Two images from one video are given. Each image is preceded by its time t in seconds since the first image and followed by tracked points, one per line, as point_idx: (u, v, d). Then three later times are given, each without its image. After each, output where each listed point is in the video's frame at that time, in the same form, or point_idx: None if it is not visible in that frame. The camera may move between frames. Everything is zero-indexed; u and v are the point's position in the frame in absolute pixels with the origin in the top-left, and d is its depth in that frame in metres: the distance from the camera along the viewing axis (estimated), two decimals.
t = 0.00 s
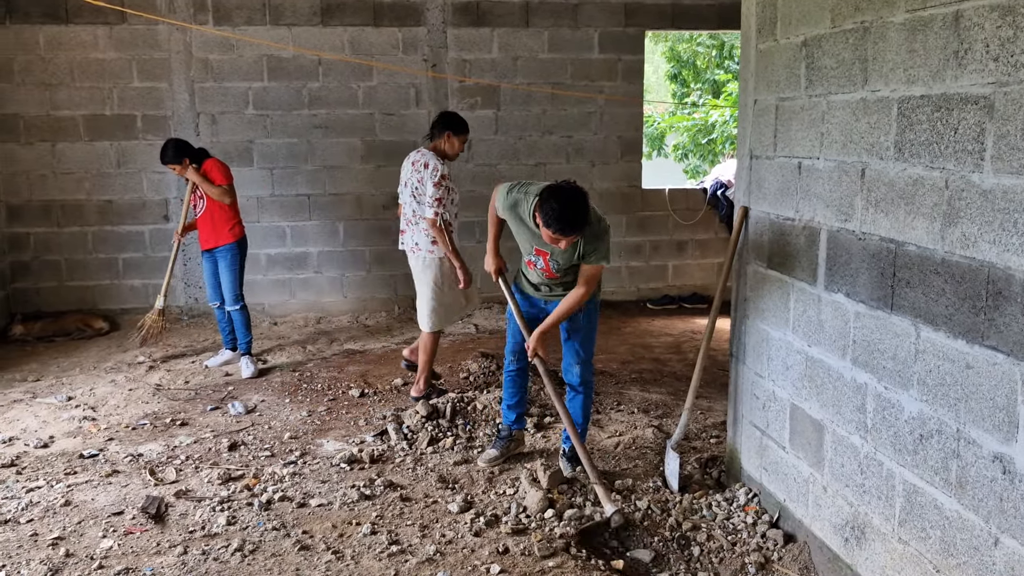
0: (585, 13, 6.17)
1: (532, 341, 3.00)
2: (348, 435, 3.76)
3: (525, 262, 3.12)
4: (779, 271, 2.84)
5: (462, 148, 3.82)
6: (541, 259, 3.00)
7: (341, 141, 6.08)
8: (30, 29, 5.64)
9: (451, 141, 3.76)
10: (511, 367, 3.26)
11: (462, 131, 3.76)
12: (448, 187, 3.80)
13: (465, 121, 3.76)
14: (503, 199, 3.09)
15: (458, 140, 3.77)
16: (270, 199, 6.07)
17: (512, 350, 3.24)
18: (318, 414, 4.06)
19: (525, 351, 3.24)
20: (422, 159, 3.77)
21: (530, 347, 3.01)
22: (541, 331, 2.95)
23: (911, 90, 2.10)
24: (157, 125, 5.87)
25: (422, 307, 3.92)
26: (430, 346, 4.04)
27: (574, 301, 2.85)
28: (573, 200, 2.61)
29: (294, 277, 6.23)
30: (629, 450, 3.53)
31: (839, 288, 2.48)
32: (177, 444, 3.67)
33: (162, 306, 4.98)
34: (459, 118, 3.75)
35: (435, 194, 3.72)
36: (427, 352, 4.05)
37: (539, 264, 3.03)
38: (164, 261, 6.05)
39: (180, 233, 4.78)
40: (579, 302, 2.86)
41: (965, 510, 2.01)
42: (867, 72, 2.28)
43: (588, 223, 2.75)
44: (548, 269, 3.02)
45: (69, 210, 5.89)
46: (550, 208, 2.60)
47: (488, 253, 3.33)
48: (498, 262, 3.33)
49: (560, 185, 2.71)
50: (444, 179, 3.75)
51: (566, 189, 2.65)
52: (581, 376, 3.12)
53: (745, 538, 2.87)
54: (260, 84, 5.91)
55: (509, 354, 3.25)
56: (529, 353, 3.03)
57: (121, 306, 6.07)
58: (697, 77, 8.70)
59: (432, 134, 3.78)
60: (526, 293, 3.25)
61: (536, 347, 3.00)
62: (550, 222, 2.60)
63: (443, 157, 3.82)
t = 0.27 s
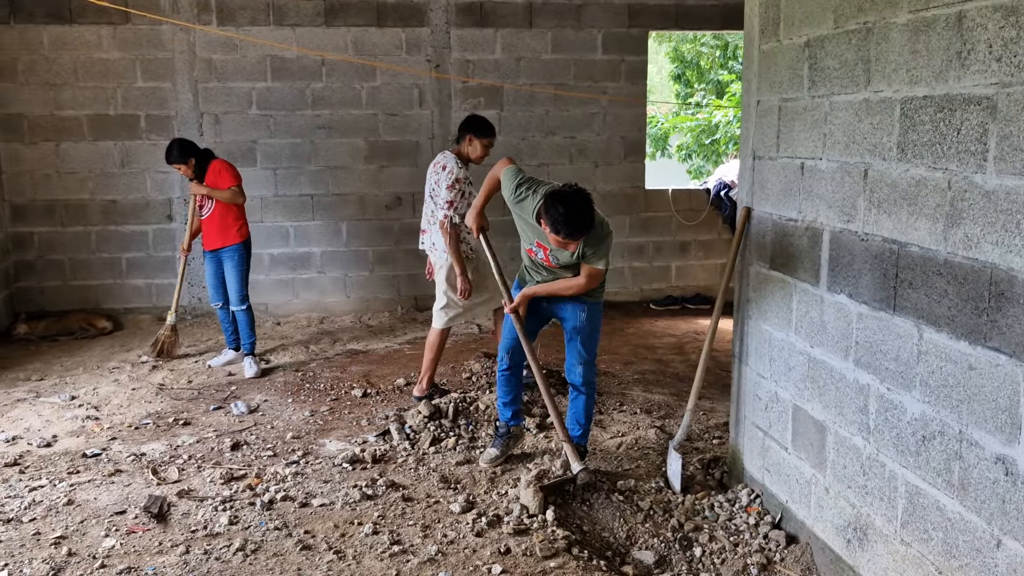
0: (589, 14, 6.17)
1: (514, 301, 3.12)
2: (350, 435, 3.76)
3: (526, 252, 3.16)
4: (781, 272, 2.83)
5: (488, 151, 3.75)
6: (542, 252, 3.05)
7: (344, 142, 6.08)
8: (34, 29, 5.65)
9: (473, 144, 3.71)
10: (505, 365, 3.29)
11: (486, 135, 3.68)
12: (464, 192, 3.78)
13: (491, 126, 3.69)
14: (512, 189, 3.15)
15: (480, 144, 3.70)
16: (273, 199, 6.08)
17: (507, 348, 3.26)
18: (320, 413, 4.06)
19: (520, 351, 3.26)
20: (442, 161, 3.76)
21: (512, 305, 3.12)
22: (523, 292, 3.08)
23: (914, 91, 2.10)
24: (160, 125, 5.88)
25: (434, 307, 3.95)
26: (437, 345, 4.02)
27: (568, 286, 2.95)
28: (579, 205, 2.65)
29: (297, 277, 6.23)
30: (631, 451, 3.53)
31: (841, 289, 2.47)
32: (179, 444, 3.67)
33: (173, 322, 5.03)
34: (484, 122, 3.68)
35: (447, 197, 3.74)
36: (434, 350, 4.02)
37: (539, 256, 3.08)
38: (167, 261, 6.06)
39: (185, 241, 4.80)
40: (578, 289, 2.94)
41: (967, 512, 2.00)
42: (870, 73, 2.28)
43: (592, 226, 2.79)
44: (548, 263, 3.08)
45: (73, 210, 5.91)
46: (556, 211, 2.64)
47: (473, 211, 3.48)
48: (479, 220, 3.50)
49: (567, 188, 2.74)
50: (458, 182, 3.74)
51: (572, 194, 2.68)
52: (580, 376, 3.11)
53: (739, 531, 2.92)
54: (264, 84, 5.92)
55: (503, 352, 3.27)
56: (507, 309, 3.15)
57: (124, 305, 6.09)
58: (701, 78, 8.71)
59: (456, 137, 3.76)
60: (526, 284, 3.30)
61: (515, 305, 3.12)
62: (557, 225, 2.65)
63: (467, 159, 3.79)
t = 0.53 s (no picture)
0: (593, 14, 6.17)
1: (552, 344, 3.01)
2: (353, 435, 3.77)
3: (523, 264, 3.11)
4: (784, 273, 2.83)
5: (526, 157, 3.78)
6: (540, 261, 2.99)
7: (348, 142, 6.09)
8: (39, 30, 5.67)
9: (512, 147, 3.74)
10: (498, 368, 3.28)
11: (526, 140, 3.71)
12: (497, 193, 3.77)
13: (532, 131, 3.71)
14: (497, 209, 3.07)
15: (520, 147, 3.73)
16: (277, 200, 6.09)
17: (502, 350, 3.26)
18: (323, 414, 4.07)
19: (514, 352, 3.26)
20: (481, 162, 3.77)
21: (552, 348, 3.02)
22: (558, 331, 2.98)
23: (918, 91, 2.09)
24: (165, 125, 5.89)
25: (459, 309, 3.90)
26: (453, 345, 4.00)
27: (586, 299, 2.91)
28: (571, 205, 2.63)
29: (300, 277, 6.24)
30: (634, 452, 3.53)
31: (845, 290, 2.47)
32: (182, 444, 3.68)
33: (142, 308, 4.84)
34: (526, 127, 3.71)
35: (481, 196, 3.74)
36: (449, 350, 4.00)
37: (539, 266, 3.02)
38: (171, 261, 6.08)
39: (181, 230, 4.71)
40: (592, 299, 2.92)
41: (971, 514, 2.00)
42: (873, 73, 2.27)
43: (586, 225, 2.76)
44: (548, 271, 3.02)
45: (77, 209, 5.92)
46: (548, 214, 2.61)
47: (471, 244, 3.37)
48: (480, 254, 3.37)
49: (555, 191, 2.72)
50: (493, 182, 3.73)
51: (562, 196, 2.66)
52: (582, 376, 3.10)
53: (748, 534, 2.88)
54: (268, 84, 5.93)
55: (499, 353, 3.26)
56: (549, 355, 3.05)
57: (128, 305, 6.10)
58: (705, 78, 8.69)
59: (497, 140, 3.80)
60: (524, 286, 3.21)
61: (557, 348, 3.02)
62: (550, 228, 2.62)
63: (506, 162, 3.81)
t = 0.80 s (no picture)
0: (596, 15, 6.17)
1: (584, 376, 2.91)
2: (356, 435, 3.77)
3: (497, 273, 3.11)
4: (788, 274, 2.83)
5: (559, 152, 3.78)
6: (518, 263, 3.02)
7: (351, 142, 6.10)
8: (44, 31, 5.69)
9: (544, 143, 3.76)
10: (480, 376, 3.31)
11: (558, 134, 3.71)
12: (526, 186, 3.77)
13: (564, 126, 3.72)
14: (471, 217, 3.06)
15: (551, 143, 3.73)
16: (281, 200, 6.10)
17: (480, 355, 3.27)
18: (327, 414, 4.08)
19: (494, 357, 3.28)
20: (511, 156, 3.81)
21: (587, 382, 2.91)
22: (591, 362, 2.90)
23: (921, 92, 2.09)
24: (169, 125, 5.91)
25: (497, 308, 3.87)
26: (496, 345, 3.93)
27: (585, 308, 2.91)
28: (545, 196, 2.64)
29: (304, 278, 6.25)
30: (637, 452, 3.53)
31: (848, 291, 2.47)
32: (186, 444, 3.68)
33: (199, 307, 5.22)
34: (558, 122, 3.72)
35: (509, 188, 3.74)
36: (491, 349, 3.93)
37: (516, 269, 3.04)
38: (176, 261, 6.09)
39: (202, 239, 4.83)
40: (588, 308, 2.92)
41: (975, 516, 1.99)
42: (877, 74, 2.27)
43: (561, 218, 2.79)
44: (525, 274, 3.05)
45: (82, 210, 5.94)
46: (524, 206, 2.63)
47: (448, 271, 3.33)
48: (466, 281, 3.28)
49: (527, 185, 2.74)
50: (519, 173, 3.75)
51: (534, 187, 2.68)
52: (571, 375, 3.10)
53: (759, 536, 2.85)
54: (272, 85, 5.94)
55: (477, 360, 3.28)
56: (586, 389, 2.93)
57: (132, 305, 6.11)
58: (709, 78, 8.68)
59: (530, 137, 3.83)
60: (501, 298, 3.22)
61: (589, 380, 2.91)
62: (527, 221, 2.63)
63: (538, 158, 3.82)
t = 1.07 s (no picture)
0: (599, 15, 6.17)
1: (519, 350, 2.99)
2: (359, 436, 3.78)
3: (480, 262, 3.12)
4: (790, 274, 2.82)
5: (576, 149, 3.73)
6: (504, 251, 3.03)
7: (354, 143, 6.11)
8: (48, 31, 5.70)
9: (559, 142, 3.71)
10: (476, 376, 3.30)
11: (572, 131, 3.66)
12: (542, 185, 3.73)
13: (578, 123, 3.66)
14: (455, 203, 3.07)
15: (566, 142, 3.69)
16: (284, 201, 6.11)
17: (473, 356, 3.25)
18: (330, 414, 4.08)
19: (487, 356, 3.26)
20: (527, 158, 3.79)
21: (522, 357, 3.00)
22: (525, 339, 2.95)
23: (924, 92, 2.09)
24: (173, 126, 5.92)
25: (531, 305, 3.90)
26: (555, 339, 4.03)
27: (543, 295, 2.91)
28: (533, 183, 2.66)
29: (307, 278, 6.25)
30: (639, 453, 3.53)
31: (851, 292, 2.46)
32: (189, 444, 3.69)
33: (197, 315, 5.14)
34: (572, 119, 3.67)
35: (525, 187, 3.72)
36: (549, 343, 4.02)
37: (502, 257, 3.05)
38: (179, 262, 6.10)
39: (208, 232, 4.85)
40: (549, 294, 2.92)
41: (977, 517, 1.99)
42: (880, 74, 2.27)
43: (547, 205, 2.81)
44: (511, 262, 3.06)
45: (86, 210, 5.95)
46: (512, 194, 2.65)
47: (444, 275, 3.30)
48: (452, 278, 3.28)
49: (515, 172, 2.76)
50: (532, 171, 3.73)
51: (522, 174, 2.70)
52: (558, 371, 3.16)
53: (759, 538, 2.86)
54: (275, 86, 5.95)
55: (471, 361, 3.26)
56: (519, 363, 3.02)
57: (136, 306, 6.13)
58: (712, 79, 8.67)
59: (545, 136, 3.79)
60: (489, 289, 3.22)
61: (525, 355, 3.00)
62: (515, 208, 2.65)
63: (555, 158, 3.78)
